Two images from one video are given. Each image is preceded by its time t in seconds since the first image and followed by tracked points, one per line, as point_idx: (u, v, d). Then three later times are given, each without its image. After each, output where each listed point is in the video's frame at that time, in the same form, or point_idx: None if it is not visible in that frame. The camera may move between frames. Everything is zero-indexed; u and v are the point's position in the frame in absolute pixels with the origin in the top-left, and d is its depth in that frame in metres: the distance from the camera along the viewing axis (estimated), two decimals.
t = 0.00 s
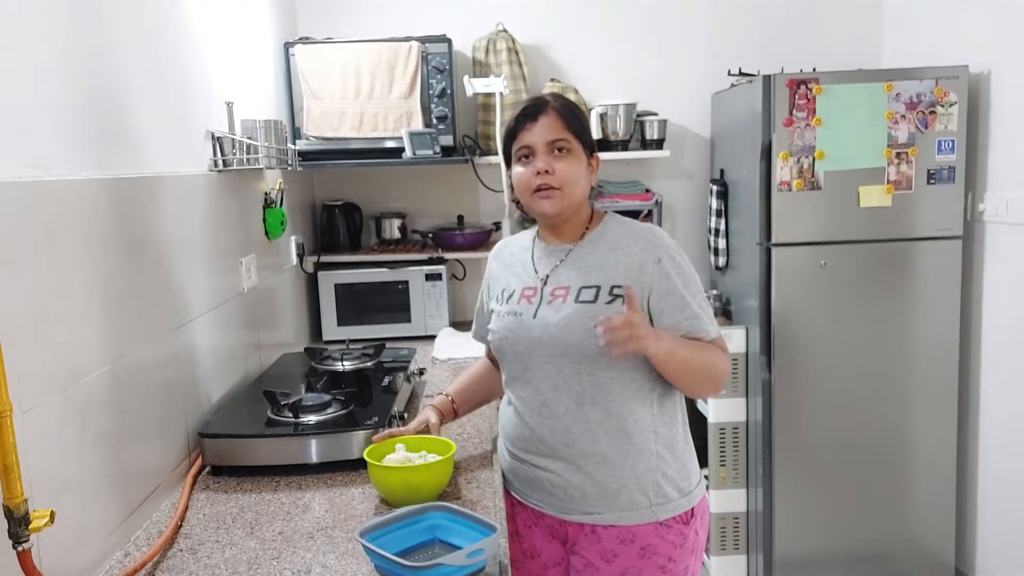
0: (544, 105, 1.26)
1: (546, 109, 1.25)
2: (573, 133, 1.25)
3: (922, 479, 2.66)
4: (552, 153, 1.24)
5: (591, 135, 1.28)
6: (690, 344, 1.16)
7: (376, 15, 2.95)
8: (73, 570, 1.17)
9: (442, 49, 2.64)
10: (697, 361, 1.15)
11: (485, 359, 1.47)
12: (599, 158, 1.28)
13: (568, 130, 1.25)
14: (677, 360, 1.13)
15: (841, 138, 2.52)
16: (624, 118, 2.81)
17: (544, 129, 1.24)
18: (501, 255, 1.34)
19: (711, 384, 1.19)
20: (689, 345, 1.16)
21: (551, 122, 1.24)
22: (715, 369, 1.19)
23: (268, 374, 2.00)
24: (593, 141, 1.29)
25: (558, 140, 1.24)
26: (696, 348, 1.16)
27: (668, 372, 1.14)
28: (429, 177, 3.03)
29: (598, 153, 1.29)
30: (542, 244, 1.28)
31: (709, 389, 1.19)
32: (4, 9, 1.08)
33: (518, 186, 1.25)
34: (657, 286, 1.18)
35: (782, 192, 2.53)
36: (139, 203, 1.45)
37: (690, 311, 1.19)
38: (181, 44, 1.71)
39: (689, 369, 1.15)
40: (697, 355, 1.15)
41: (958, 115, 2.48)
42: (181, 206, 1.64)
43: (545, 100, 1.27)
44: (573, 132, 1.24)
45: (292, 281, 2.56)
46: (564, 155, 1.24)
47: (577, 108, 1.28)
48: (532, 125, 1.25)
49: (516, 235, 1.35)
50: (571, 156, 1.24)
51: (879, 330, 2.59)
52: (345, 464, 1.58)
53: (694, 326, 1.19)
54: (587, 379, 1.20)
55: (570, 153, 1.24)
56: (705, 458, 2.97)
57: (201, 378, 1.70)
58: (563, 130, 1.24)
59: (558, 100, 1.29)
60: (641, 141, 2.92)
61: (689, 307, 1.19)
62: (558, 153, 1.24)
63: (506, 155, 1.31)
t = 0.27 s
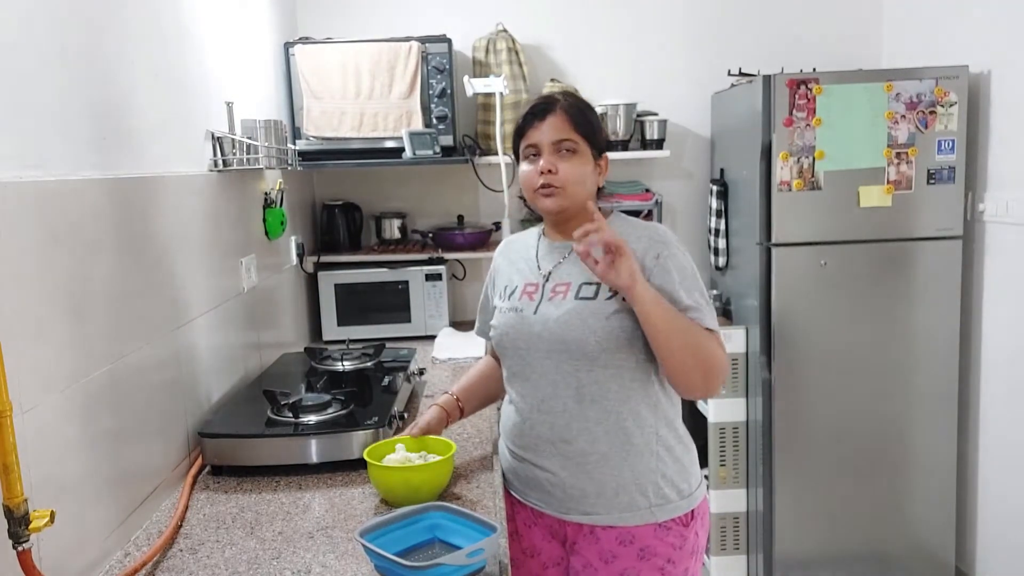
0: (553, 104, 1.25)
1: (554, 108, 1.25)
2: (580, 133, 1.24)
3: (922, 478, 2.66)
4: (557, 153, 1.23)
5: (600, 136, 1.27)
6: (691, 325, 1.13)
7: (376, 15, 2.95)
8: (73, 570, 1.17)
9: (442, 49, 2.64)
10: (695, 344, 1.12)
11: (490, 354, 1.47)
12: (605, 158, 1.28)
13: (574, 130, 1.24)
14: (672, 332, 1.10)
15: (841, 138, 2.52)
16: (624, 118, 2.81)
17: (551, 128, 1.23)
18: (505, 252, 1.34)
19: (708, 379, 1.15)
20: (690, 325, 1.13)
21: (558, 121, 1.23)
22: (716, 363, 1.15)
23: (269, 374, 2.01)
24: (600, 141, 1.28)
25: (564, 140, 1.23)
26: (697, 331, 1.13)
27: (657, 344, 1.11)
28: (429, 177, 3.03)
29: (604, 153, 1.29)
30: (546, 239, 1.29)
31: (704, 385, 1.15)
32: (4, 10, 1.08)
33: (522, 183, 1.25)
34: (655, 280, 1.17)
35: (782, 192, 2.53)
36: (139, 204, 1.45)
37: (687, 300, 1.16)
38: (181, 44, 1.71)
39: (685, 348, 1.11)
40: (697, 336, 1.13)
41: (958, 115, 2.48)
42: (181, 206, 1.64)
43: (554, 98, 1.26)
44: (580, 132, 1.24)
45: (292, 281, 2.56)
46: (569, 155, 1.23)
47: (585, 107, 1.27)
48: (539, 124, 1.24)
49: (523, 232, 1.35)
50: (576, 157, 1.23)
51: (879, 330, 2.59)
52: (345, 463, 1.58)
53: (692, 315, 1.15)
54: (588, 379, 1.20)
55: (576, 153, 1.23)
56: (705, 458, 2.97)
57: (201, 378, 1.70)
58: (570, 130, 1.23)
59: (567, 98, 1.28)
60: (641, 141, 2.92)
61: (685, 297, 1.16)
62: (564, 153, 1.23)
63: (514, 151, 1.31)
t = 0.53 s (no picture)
0: (566, 101, 1.25)
1: (567, 105, 1.24)
2: (593, 131, 1.23)
3: (922, 479, 2.66)
4: (566, 149, 1.22)
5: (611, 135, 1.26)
6: (671, 316, 1.13)
7: (376, 15, 2.95)
8: (74, 570, 1.17)
9: (442, 49, 2.64)
10: (678, 334, 1.11)
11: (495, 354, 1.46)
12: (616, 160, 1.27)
13: (585, 127, 1.23)
14: (652, 323, 1.10)
15: (841, 138, 2.52)
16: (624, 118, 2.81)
17: (561, 124, 1.23)
18: (509, 250, 1.35)
19: (696, 373, 1.14)
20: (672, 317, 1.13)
21: (570, 118, 1.23)
22: (705, 356, 1.14)
23: (268, 374, 2.00)
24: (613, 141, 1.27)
25: (573, 137, 1.22)
26: (678, 322, 1.13)
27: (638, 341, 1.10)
28: (429, 177, 3.03)
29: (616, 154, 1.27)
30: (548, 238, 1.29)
31: (692, 380, 1.14)
32: (4, 9, 1.08)
33: (528, 178, 1.25)
34: (653, 280, 1.17)
35: (782, 192, 2.53)
36: (139, 204, 1.45)
37: (674, 295, 1.15)
38: (181, 43, 1.70)
39: (667, 341, 1.11)
40: (680, 326, 1.12)
41: (958, 115, 2.48)
42: (181, 205, 1.64)
43: (567, 96, 1.25)
44: (591, 130, 1.23)
45: (292, 281, 2.56)
46: (578, 152, 1.22)
47: (598, 106, 1.26)
48: (550, 119, 1.24)
49: (529, 231, 1.35)
50: (586, 155, 1.22)
51: (879, 330, 2.59)
52: (345, 463, 1.58)
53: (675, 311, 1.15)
54: (588, 380, 1.20)
55: (585, 151, 1.23)
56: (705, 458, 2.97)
57: (201, 378, 1.70)
58: (581, 127, 1.23)
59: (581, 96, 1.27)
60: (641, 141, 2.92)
61: (674, 293, 1.16)
62: (572, 150, 1.22)
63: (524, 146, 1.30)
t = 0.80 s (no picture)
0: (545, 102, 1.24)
1: (543, 107, 1.23)
2: (569, 131, 1.20)
3: (922, 478, 2.66)
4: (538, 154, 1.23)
5: (592, 131, 1.21)
6: (670, 332, 1.13)
7: (376, 15, 2.95)
8: (74, 570, 1.17)
9: (442, 49, 2.64)
10: (675, 352, 1.12)
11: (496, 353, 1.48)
12: (604, 156, 1.22)
13: (556, 128, 1.21)
14: (647, 342, 1.10)
15: (841, 138, 2.52)
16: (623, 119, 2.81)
17: (534, 128, 1.23)
18: (517, 248, 1.35)
19: (698, 386, 1.14)
20: (670, 332, 1.13)
21: (541, 121, 1.22)
22: (706, 370, 1.14)
23: (268, 373, 2.00)
24: (604, 136, 1.22)
25: (544, 140, 1.21)
26: (677, 337, 1.13)
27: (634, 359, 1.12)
28: (429, 177, 3.03)
29: (604, 150, 1.22)
30: (554, 237, 1.29)
31: (694, 393, 1.15)
32: (5, 9, 1.08)
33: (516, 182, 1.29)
34: (657, 284, 1.17)
35: (782, 192, 2.53)
36: (139, 204, 1.45)
37: (675, 306, 1.15)
38: (181, 43, 1.70)
39: (660, 354, 1.11)
40: (677, 343, 1.12)
41: (958, 115, 2.48)
42: (181, 205, 1.64)
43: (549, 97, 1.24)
44: (560, 131, 1.21)
45: (292, 281, 2.56)
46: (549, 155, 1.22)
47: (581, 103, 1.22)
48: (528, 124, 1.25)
49: (536, 228, 1.35)
50: (558, 156, 1.20)
51: (879, 330, 2.59)
52: (345, 463, 1.58)
53: (674, 322, 1.15)
54: (587, 380, 1.20)
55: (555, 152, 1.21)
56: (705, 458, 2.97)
57: (201, 378, 1.70)
58: (558, 128, 1.21)
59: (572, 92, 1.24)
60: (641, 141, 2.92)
61: (675, 303, 1.15)
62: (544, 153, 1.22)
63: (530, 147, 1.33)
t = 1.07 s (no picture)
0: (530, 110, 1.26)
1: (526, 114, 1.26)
2: (529, 144, 1.23)
3: (922, 478, 2.66)
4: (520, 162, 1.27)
5: (563, 134, 1.20)
6: (666, 351, 1.13)
7: (376, 15, 2.95)
8: (73, 570, 1.17)
9: (442, 49, 2.64)
10: (669, 371, 1.12)
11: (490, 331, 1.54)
12: (564, 161, 1.20)
13: (528, 135, 1.23)
14: (641, 360, 1.11)
15: (841, 138, 2.52)
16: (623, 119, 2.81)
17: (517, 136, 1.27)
18: (528, 248, 1.35)
19: (690, 407, 1.14)
20: (666, 352, 1.13)
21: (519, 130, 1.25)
22: (700, 391, 1.14)
23: (268, 373, 2.00)
24: (570, 141, 1.20)
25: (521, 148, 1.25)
26: (674, 358, 1.12)
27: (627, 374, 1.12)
28: (429, 177, 3.03)
29: (567, 154, 1.20)
30: (560, 237, 1.29)
31: (686, 411, 1.15)
32: (5, 10, 1.08)
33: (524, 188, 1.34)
34: (656, 293, 1.16)
35: (782, 192, 2.53)
36: (139, 204, 1.45)
37: (672, 322, 1.14)
38: (180, 43, 1.70)
39: (653, 370, 1.11)
40: (672, 364, 1.12)
41: (958, 115, 2.48)
42: (181, 205, 1.64)
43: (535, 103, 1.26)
44: (530, 138, 1.23)
45: (292, 281, 2.56)
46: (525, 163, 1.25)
47: (555, 107, 1.21)
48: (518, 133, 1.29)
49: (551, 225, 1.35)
50: (525, 170, 1.24)
51: (879, 330, 2.59)
52: (345, 463, 1.58)
53: (671, 341, 1.14)
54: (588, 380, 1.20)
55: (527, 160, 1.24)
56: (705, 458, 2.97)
57: (201, 377, 1.70)
58: (525, 142, 1.24)
59: (550, 99, 1.23)
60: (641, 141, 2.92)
61: (674, 318, 1.14)
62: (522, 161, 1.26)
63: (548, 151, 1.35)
